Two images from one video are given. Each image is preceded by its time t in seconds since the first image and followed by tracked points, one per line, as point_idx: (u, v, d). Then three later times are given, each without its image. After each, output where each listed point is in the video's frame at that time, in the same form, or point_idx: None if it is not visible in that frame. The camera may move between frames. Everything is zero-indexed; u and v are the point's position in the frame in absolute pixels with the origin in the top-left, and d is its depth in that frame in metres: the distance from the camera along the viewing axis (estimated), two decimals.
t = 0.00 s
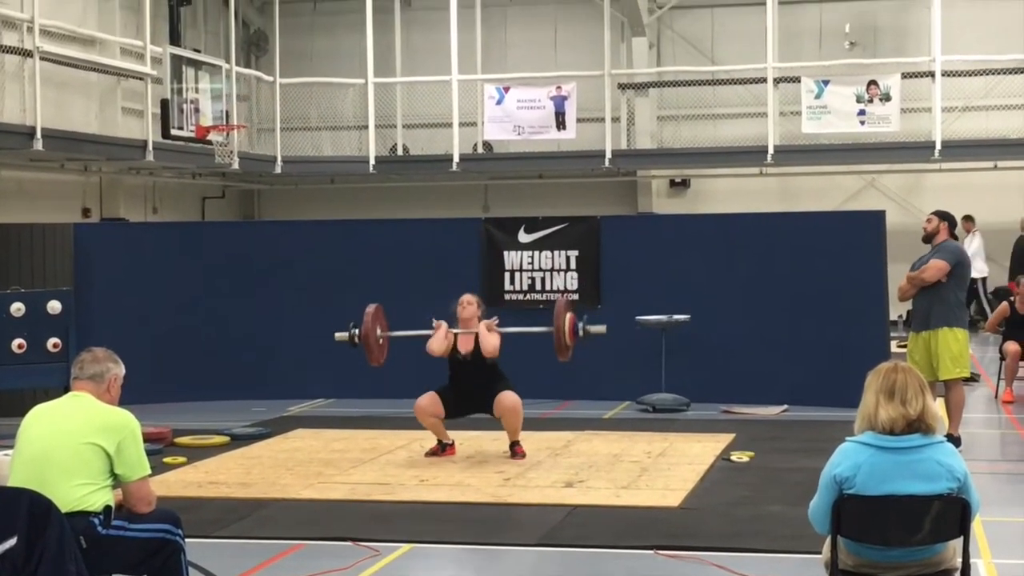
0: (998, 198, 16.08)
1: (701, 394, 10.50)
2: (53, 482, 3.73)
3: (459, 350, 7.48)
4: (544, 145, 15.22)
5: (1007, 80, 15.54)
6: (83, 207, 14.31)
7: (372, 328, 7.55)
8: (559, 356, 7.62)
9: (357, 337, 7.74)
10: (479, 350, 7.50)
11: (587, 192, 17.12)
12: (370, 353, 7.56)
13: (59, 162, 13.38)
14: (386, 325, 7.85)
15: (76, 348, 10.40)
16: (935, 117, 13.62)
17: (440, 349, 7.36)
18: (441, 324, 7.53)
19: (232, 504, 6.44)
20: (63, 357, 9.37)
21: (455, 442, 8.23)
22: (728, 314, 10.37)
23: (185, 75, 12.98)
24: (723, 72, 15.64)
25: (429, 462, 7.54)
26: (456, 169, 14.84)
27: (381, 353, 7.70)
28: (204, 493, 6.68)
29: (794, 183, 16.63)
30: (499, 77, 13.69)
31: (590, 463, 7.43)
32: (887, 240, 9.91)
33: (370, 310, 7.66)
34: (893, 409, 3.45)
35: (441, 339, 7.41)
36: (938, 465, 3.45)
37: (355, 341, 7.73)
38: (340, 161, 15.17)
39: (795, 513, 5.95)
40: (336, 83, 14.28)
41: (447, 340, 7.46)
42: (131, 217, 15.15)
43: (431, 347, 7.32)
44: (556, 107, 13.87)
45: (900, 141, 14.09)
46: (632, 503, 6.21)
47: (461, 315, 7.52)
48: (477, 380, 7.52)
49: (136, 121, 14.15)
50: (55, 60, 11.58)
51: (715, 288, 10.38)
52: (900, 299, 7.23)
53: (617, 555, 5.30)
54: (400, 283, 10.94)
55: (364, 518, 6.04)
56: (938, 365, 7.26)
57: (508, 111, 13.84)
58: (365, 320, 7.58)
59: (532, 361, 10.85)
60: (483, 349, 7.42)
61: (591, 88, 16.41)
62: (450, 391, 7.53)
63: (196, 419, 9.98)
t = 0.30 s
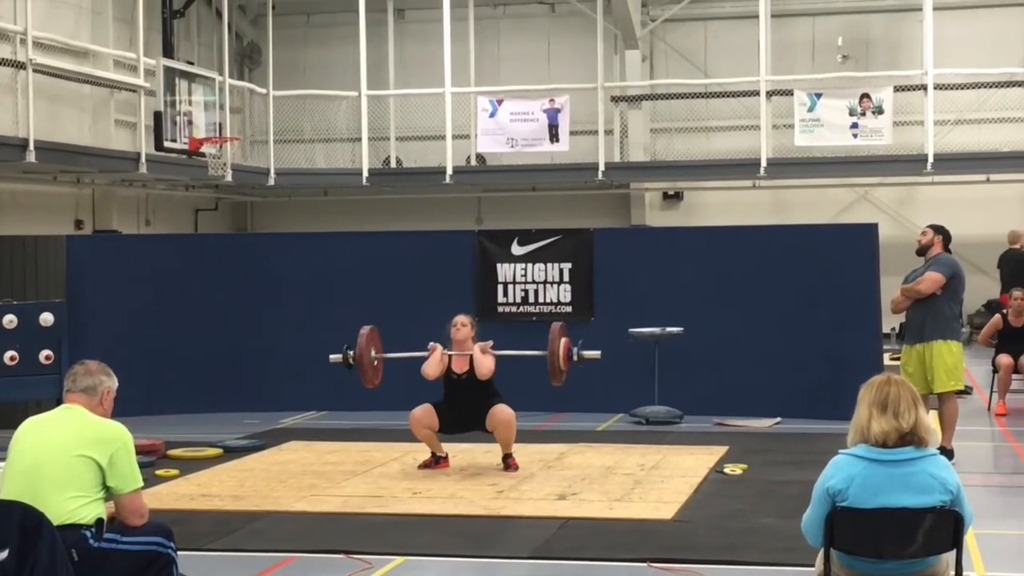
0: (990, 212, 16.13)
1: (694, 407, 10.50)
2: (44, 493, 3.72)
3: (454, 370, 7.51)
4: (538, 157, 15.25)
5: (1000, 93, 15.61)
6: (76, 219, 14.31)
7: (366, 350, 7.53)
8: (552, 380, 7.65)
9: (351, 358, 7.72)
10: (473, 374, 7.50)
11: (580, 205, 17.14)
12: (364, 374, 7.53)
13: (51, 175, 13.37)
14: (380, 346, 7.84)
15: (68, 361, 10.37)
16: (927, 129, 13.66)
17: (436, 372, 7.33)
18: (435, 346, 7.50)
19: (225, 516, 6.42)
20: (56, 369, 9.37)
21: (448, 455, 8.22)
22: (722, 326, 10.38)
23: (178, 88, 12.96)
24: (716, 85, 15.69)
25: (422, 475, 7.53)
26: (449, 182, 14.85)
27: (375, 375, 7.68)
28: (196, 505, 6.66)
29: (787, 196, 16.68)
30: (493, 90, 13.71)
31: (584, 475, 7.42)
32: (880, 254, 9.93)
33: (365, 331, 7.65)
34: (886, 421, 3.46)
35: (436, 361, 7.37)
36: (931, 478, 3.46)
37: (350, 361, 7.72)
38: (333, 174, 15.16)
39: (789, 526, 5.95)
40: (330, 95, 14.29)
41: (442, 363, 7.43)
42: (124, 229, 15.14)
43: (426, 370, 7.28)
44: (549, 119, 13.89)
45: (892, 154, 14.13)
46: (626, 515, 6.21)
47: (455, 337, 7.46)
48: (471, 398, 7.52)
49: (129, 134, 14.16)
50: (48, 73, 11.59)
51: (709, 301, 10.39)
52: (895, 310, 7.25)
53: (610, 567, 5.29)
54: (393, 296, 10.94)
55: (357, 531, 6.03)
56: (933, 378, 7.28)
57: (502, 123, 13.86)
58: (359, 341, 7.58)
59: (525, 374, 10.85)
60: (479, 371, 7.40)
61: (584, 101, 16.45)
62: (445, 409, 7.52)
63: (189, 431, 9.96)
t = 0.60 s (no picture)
0: (984, 224, 16.16)
1: (688, 419, 10.50)
2: (37, 504, 3.71)
3: (450, 371, 7.52)
4: (532, 169, 15.26)
5: (993, 105, 15.66)
6: (70, 230, 14.31)
7: (360, 350, 7.55)
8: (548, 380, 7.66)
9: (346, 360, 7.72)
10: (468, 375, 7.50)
11: (574, 217, 17.17)
12: (358, 375, 7.54)
13: (46, 186, 13.38)
14: (375, 347, 7.84)
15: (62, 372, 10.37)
16: (921, 141, 13.70)
17: (429, 376, 7.33)
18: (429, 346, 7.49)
19: (218, 528, 6.41)
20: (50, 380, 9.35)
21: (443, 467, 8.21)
22: (716, 338, 10.39)
23: (173, 99, 12.97)
24: (710, 97, 15.73)
25: (417, 487, 7.52)
26: (443, 193, 14.86)
27: (370, 376, 7.67)
28: (190, 517, 6.65)
29: (781, 208, 16.72)
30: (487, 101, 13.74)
31: (578, 487, 7.42)
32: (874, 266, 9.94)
33: (359, 332, 7.65)
34: (881, 434, 3.46)
35: (430, 364, 7.38)
36: (926, 490, 3.46)
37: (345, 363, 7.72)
38: (328, 185, 15.16)
39: (783, 538, 5.95)
40: (325, 107, 14.30)
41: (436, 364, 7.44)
42: (118, 240, 15.13)
43: (419, 374, 7.29)
44: (544, 131, 13.91)
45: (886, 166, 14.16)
46: (620, 527, 6.20)
47: (449, 338, 7.46)
48: (466, 396, 7.53)
49: (124, 145, 14.18)
50: (43, 84, 11.60)
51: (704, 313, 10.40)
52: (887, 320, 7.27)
53: None
54: (387, 308, 10.94)
55: (351, 542, 6.02)
56: (927, 391, 7.28)
57: (496, 135, 13.88)
58: (353, 343, 7.59)
59: (519, 386, 10.84)
60: (474, 374, 7.41)
61: (579, 113, 16.48)
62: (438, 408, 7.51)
63: (182, 443, 9.94)
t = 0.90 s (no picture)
0: (981, 235, 16.19)
1: (686, 430, 10.49)
2: (35, 513, 3.71)
3: (448, 364, 7.50)
4: (530, 181, 15.28)
5: (991, 116, 15.70)
6: (68, 241, 14.30)
7: (358, 343, 7.54)
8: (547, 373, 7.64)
9: (344, 353, 7.72)
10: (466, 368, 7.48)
11: (572, 227, 17.17)
12: (356, 368, 7.54)
13: (44, 197, 13.38)
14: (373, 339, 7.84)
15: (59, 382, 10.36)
16: (918, 152, 13.73)
17: (428, 368, 7.32)
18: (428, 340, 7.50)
19: (216, 539, 6.40)
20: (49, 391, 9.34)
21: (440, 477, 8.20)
22: (714, 349, 10.39)
23: (171, 110, 12.98)
24: (708, 108, 15.76)
25: (414, 497, 7.52)
26: (442, 204, 14.86)
27: (368, 369, 7.67)
28: (188, 528, 6.64)
29: (779, 219, 16.73)
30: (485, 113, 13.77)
31: (576, 498, 7.42)
32: (871, 277, 9.96)
33: (358, 326, 7.66)
34: (878, 444, 3.45)
35: (428, 357, 7.37)
36: (923, 501, 3.46)
37: (343, 356, 7.73)
38: (326, 196, 15.17)
39: (781, 549, 5.95)
40: (324, 118, 14.32)
41: (435, 358, 7.43)
42: (116, 251, 15.13)
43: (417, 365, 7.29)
44: (542, 142, 13.92)
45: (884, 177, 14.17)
46: (617, 537, 6.21)
47: (447, 330, 7.47)
48: (465, 389, 7.51)
49: (122, 156, 14.19)
50: (42, 95, 11.60)
51: (702, 324, 10.40)
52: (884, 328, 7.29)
53: None
54: (385, 318, 10.94)
55: (349, 553, 6.01)
56: (922, 402, 7.29)
57: (494, 146, 13.91)
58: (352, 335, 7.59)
59: (516, 397, 10.84)
60: (472, 367, 7.40)
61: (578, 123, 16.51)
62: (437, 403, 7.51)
63: (180, 454, 9.93)
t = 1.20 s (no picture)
0: (980, 246, 16.20)
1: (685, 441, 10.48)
2: (32, 525, 3.71)
3: (447, 345, 7.48)
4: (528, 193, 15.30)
5: (989, 128, 15.73)
6: (67, 252, 14.32)
7: (357, 325, 7.53)
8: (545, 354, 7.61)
9: (344, 336, 7.72)
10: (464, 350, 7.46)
11: (570, 239, 17.19)
12: (356, 350, 7.53)
13: (43, 209, 13.40)
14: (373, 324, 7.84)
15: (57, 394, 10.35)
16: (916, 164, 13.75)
17: (429, 349, 7.31)
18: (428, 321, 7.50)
19: (215, 551, 6.40)
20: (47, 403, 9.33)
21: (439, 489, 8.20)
22: (712, 360, 10.39)
23: (170, 121, 13.00)
24: (706, 119, 15.79)
25: (413, 509, 7.51)
26: (440, 216, 14.87)
27: (367, 352, 7.67)
28: (187, 540, 6.64)
29: (777, 231, 16.75)
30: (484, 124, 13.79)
31: (574, 510, 7.41)
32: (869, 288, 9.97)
33: (358, 308, 7.66)
34: (877, 456, 3.46)
35: (429, 339, 7.37)
36: (922, 513, 3.46)
37: (342, 340, 7.73)
38: (324, 208, 15.17)
39: (780, 561, 5.95)
40: (323, 130, 14.34)
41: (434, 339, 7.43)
42: (115, 263, 15.14)
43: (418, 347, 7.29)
44: (540, 153, 13.93)
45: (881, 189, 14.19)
46: (616, 550, 6.20)
47: (448, 311, 7.49)
48: (463, 372, 7.47)
49: (121, 167, 14.22)
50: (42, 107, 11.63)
51: (700, 335, 10.41)
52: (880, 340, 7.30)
53: None
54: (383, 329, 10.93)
55: (348, 566, 6.01)
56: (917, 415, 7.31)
57: (493, 157, 13.92)
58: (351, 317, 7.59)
59: (515, 409, 10.83)
60: (470, 348, 7.36)
61: (576, 135, 16.55)
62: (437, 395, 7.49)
63: (179, 466, 9.92)
